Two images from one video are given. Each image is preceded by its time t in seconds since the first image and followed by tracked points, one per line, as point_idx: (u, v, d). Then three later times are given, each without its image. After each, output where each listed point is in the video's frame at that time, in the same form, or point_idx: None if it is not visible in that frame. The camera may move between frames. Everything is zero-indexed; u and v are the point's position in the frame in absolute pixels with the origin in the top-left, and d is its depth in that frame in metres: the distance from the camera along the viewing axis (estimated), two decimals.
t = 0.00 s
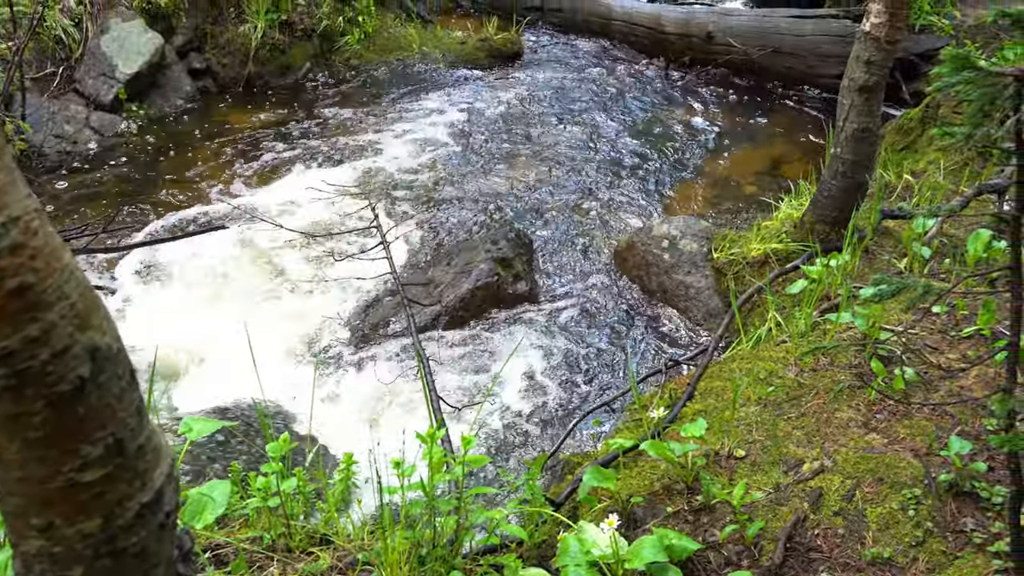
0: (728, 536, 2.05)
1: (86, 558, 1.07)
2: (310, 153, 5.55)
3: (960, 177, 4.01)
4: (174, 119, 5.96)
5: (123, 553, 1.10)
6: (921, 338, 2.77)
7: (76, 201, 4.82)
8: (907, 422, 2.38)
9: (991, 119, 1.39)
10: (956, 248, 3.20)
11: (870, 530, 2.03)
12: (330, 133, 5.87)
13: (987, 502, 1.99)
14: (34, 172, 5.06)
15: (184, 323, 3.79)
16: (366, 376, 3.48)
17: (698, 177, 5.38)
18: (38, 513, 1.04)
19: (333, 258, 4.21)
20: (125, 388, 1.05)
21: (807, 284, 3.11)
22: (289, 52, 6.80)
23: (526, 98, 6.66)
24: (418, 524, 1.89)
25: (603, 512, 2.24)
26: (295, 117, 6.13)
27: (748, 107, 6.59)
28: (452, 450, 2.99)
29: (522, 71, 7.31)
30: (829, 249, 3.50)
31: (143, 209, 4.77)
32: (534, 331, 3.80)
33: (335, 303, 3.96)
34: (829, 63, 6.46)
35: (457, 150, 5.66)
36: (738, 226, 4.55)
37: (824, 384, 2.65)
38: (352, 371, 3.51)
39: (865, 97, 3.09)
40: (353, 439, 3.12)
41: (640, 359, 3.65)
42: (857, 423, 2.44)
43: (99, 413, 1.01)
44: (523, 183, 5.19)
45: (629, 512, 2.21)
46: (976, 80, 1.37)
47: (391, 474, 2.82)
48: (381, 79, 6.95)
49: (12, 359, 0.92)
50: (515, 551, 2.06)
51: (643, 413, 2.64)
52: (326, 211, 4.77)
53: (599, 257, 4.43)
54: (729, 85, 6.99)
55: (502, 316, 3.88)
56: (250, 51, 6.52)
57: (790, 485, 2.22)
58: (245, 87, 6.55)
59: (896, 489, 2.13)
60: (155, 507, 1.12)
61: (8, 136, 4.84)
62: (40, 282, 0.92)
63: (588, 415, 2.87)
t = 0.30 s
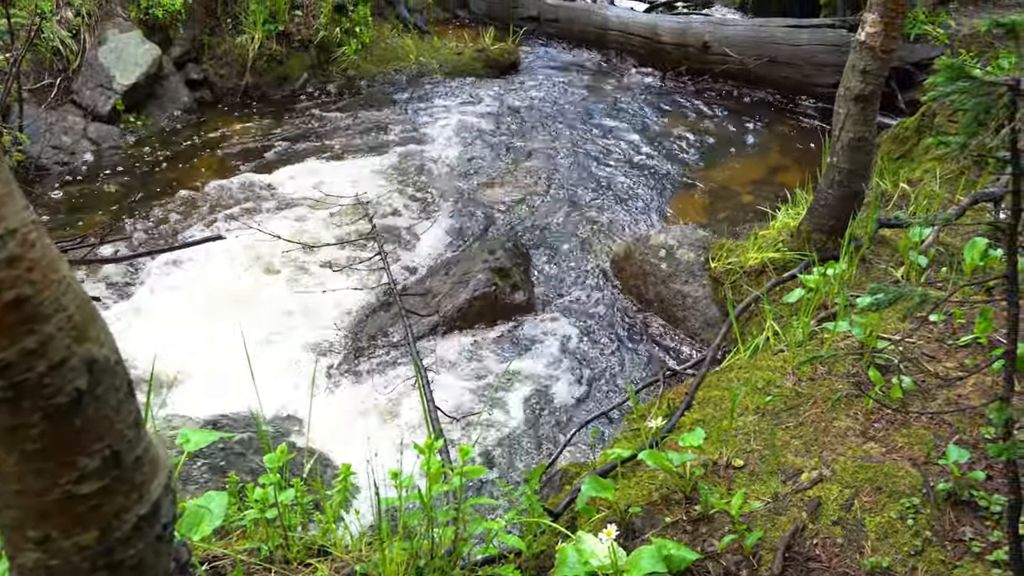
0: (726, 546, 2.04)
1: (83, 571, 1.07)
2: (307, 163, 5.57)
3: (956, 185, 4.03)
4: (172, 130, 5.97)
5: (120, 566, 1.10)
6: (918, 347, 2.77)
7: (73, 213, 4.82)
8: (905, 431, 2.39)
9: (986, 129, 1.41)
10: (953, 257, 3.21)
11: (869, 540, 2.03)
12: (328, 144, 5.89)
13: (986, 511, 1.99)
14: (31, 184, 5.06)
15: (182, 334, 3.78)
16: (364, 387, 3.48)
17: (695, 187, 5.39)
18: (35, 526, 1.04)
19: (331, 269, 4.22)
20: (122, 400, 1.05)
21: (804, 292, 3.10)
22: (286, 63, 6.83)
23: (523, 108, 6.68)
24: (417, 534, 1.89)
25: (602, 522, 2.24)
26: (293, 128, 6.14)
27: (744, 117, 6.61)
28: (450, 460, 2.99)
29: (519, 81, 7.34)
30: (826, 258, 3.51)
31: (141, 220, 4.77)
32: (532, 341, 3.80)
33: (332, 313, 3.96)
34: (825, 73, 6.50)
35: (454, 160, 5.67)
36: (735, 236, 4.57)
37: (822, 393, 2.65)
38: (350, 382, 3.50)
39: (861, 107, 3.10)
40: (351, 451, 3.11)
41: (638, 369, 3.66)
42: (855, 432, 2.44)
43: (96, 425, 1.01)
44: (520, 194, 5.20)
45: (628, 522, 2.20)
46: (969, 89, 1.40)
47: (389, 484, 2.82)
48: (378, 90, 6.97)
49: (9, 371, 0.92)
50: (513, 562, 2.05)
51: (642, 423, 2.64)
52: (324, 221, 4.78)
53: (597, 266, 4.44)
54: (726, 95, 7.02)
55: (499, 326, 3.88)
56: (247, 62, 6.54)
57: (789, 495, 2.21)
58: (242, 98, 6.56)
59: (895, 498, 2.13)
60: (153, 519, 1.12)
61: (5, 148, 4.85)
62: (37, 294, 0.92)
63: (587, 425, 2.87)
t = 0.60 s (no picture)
0: (727, 558, 2.04)
1: None
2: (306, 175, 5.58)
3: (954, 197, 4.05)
4: (171, 143, 5.98)
5: None
6: (918, 358, 2.78)
7: (72, 225, 4.82)
8: (905, 442, 2.38)
9: (983, 140, 1.44)
10: (952, 268, 3.22)
11: (869, 551, 2.02)
12: (328, 156, 5.90)
13: (986, 522, 1.99)
14: (30, 196, 5.07)
15: (181, 346, 3.78)
16: (363, 398, 3.47)
17: (693, 199, 5.40)
18: (34, 540, 1.03)
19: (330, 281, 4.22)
20: (122, 414, 1.05)
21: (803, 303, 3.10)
22: (286, 76, 6.86)
23: (522, 121, 6.70)
24: (416, 548, 1.89)
25: (602, 535, 2.23)
26: (292, 140, 6.16)
27: (743, 128, 6.64)
28: (450, 472, 2.99)
29: (517, 94, 7.37)
30: (825, 269, 3.52)
31: (140, 233, 4.78)
32: (532, 353, 3.80)
33: (331, 326, 3.96)
34: (823, 84, 6.53)
35: (454, 172, 5.69)
36: (733, 247, 4.58)
37: (821, 405, 2.65)
38: (349, 394, 3.50)
39: (859, 118, 3.11)
40: (350, 463, 3.11)
41: (638, 380, 3.65)
42: (855, 443, 2.44)
43: (95, 439, 1.01)
44: (520, 205, 5.22)
45: (628, 534, 2.20)
46: (967, 101, 1.43)
47: (389, 497, 2.81)
48: (378, 102, 7.00)
49: (9, 385, 0.92)
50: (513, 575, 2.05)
51: (641, 435, 2.64)
52: (324, 233, 4.78)
53: (595, 278, 4.45)
54: (724, 106, 7.05)
55: (499, 338, 3.88)
56: (247, 75, 6.58)
57: (789, 506, 2.21)
58: (242, 110, 6.58)
59: (895, 509, 2.12)
60: (151, 533, 1.12)
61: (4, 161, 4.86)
62: (36, 307, 0.92)
63: (586, 436, 2.86)
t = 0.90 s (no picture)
0: (726, 567, 2.03)
1: None
2: (305, 185, 5.59)
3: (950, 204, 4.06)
4: (169, 154, 5.99)
5: None
6: (916, 366, 2.78)
7: (69, 237, 4.82)
8: (903, 450, 2.38)
9: (979, 148, 1.45)
10: (949, 275, 3.23)
11: (868, 560, 2.02)
12: (325, 166, 5.91)
13: (985, 530, 1.99)
14: (27, 208, 5.07)
15: (179, 357, 3.78)
16: (361, 408, 3.47)
17: (690, 207, 5.41)
18: (31, 552, 1.03)
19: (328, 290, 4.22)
20: (119, 425, 1.06)
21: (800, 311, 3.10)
22: (283, 87, 6.88)
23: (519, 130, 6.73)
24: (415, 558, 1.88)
25: (600, 544, 2.23)
26: (290, 151, 6.17)
27: (739, 137, 6.66)
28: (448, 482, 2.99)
29: (514, 103, 7.39)
30: (823, 277, 3.53)
31: (138, 244, 4.78)
32: (529, 362, 3.80)
33: (329, 336, 3.96)
34: (819, 93, 6.56)
35: (451, 182, 5.70)
36: (731, 255, 4.59)
37: (819, 413, 2.65)
38: (347, 404, 3.50)
39: (855, 127, 3.13)
40: (348, 473, 3.10)
41: (636, 388, 3.65)
42: (854, 451, 2.44)
43: (92, 450, 1.01)
44: (517, 214, 5.23)
45: (626, 544, 2.20)
46: (962, 110, 1.44)
47: (387, 507, 2.81)
48: (376, 112, 7.02)
49: (5, 397, 0.91)
50: None
51: (639, 444, 2.64)
52: (322, 243, 4.79)
53: (593, 286, 4.46)
54: (720, 116, 7.08)
55: (496, 347, 3.88)
56: (245, 86, 6.60)
57: (788, 515, 2.20)
58: (239, 121, 6.59)
59: (894, 517, 2.12)
60: (149, 544, 1.12)
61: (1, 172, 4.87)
62: (33, 320, 0.92)
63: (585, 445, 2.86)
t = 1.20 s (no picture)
0: None
1: None
2: (301, 195, 5.60)
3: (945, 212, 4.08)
4: (166, 164, 5.99)
5: None
6: (913, 374, 2.78)
7: (65, 249, 4.81)
8: (900, 458, 2.39)
9: (973, 156, 1.47)
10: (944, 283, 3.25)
11: (867, 569, 2.01)
12: (322, 177, 5.92)
13: (983, 538, 1.99)
14: (22, 220, 5.06)
15: (174, 369, 3.76)
16: (357, 419, 3.46)
17: (686, 216, 5.43)
18: (26, 565, 1.03)
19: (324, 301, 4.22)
20: (115, 437, 1.06)
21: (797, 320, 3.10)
22: (280, 97, 6.91)
23: (516, 140, 6.74)
24: (412, 569, 1.88)
25: (597, 554, 2.22)
26: (286, 161, 6.18)
27: (735, 146, 6.69)
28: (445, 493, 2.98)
29: (510, 113, 7.41)
30: (819, 285, 3.55)
31: (134, 255, 4.77)
32: (526, 371, 3.80)
33: (326, 346, 3.95)
34: (814, 102, 6.59)
35: (447, 192, 5.71)
36: (727, 264, 4.61)
37: (816, 421, 2.65)
38: (344, 414, 3.49)
39: (850, 135, 3.14)
40: (344, 484, 3.09)
41: (632, 397, 3.65)
42: (851, 459, 2.44)
43: (88, 462, 1.01)
44: (514, 224, 5.24)
45: (624, 553, 2.20)
46: (955, 119, 1.47)
47: (384, 518, 2.79)
48: (372, 122, 7.04)
49: (1, 409, 0.91)
50: None
51: (636, 453, 2.64)
52: (318, 253, 4.79)
53: (590, 295, 4.46)
54: (715, 125, 7.12)
55: (492, 356, 3.88)
56: (241, 96, 6.62)
57: (785, 524, 2.20)
58: (236, 132, 6.60)
59: (892, 526, 2.12)
60: (145, 557, 1.12)
61: None
62: (28, 332, 0.92)
63: (582, 455, 2.85)
